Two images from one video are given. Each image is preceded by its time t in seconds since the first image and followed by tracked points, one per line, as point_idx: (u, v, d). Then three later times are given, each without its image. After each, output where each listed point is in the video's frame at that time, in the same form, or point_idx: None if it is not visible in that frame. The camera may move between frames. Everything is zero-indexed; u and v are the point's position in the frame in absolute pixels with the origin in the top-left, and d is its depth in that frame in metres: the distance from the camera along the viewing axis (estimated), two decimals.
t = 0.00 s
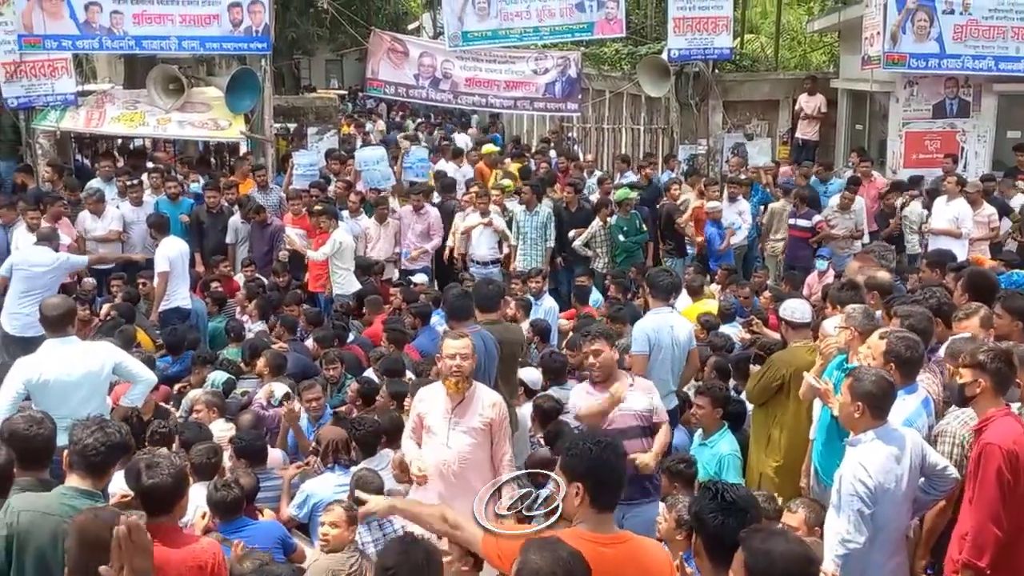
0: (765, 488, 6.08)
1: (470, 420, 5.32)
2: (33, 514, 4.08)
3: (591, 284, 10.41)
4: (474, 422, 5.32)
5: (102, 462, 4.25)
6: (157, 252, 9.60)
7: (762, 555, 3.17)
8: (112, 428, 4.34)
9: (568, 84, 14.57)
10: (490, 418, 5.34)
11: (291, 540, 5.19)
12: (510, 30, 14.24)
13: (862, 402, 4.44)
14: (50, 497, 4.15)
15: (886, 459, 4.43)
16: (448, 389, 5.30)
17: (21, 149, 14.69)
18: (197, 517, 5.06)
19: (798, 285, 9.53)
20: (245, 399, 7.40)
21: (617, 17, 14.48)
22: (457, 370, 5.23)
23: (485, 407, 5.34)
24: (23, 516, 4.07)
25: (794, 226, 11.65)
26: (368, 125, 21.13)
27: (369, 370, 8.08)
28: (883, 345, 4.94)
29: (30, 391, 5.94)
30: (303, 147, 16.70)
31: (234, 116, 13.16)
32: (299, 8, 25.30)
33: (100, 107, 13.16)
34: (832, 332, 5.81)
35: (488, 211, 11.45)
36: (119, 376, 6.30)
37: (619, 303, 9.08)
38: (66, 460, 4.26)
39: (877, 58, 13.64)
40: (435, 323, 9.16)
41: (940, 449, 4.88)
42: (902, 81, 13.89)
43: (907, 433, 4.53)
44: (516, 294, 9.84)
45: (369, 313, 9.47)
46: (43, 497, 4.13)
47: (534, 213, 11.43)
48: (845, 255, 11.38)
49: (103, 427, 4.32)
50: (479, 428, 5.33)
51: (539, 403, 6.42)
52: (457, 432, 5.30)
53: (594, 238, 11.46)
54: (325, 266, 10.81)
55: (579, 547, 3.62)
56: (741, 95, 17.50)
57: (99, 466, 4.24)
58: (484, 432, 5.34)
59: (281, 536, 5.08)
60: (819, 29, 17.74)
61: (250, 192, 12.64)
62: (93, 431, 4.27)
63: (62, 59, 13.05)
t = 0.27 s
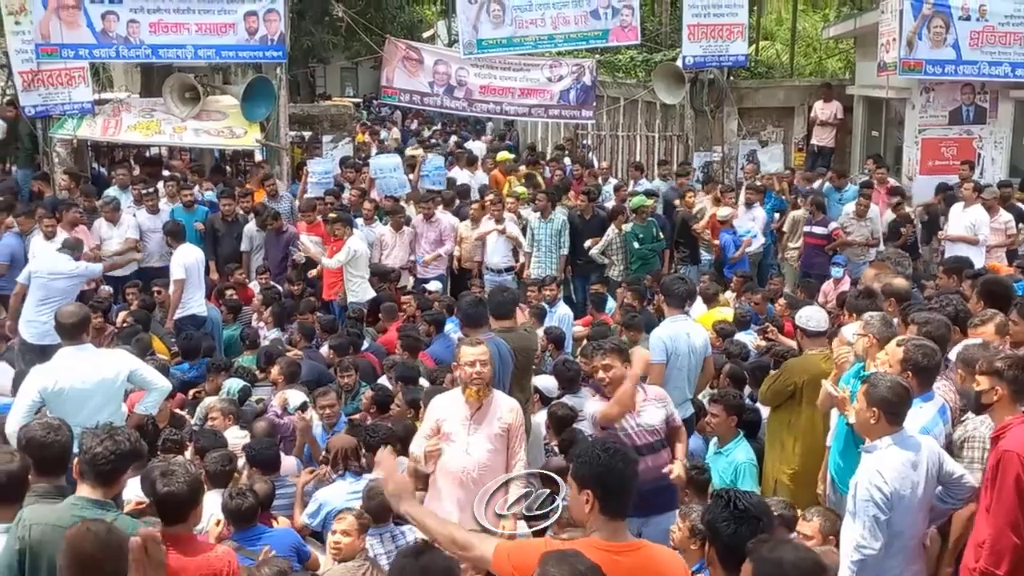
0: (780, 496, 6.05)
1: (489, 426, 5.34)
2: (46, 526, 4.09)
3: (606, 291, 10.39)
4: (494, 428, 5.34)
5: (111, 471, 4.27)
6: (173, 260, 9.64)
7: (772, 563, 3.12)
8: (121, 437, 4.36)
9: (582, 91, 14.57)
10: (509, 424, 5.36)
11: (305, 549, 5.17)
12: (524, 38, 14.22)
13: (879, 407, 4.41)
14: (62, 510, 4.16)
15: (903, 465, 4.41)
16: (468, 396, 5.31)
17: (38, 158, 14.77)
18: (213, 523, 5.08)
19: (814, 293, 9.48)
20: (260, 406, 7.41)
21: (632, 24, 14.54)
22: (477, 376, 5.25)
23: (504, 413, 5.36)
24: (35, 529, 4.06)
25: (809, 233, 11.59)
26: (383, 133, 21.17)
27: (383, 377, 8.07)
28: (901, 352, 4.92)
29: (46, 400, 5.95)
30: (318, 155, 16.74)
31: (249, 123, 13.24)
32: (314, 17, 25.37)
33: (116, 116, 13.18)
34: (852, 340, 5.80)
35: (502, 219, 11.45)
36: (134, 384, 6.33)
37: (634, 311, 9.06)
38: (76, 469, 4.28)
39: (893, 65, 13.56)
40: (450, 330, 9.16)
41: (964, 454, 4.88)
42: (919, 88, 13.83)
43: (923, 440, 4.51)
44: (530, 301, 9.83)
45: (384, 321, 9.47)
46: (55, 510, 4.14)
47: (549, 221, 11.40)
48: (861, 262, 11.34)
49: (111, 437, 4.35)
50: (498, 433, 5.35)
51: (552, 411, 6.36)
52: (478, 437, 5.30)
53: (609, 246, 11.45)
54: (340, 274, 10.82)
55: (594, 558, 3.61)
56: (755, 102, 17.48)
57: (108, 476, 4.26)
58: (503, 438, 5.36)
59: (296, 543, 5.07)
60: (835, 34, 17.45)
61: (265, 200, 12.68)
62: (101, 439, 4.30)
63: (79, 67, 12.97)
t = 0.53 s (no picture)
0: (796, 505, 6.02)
1: (505, 432, 5.34)
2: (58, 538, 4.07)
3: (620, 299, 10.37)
4: (510, 433, 5.33)
5: (119, 478, 4.29)
6: (188, 267, 9.68)
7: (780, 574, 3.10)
8: (128, 443, 4.36)
9: (596, 99, 14.59)
10: (524, 429, 5.36)
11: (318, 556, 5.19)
12: (539, 46, 14.27)
13: (896, 414, 4.39)
14: (73, 520, 4.13)
15: (920, 472, 4.38)
16: (482, 402, 5.31)
17: (55, 165, 14.84)
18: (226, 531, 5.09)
19: (830, 301, 9.45)
20: (275, 413, 7.42)
21: (647, 31, 14.55)
22: (489, 381, 5.25)
23: (519, 418, 5.36)
24: (47, 540, 4.02)
25: (825, 241, 11.55)
26: (398, 140, 21.21)
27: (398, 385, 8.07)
28: (920, 361, 4.89)
29: (61, 407, 5.97)
30: (333, 163, 16.79)
31: (265, 131, 13.27)
32: (329, 25, 25.45)
33: (132, 124, 13.32)
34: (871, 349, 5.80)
35: (516, 226, 11.45)
36: (149, 390, 6.34)
37: (649, 318, 9.04)
38: (86, 476, 4.29)
39: (910, 72, 13.52)
40: (465, 338, 9.16)
41: (986, 454, 4.99)
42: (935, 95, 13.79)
43: (941, 448, 4.48)
44: (545, 309, 9.82)
45: (399, 328, 9.48)
46: (65, 520, 4.11)
47: (564, 229, 11.40)
48: (877, 269, 11.30)
49: (117, 443, 4.35)
50: (514, 438, 5.34)
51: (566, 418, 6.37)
52: (496, 441, 5.31)
53: (625, 254, 11.44)
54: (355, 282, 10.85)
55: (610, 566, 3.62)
56: (771, 109, 17.49)
57: (116, 482, 4.28)
58: (519, 443, 5.36)
59: (310, 550, 5.08)
60: (851, 42, 17.42)
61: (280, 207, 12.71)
62: (108, 446, 4.31)
63: (95, 75, 13.13)
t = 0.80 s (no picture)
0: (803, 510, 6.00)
1: (512, 436, 5.37)
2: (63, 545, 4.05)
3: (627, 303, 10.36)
4: (518, 437, 5.37)
5: (123, 481, 4.28)
6: (195, 270, 9.69)
7: None
8: (130, 446, 4.35)
9: (603, 103, 14.61)
10: (531, 433, 5.40)
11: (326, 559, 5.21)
12: (546, 49, 14.24)
13: (907, 419, 4.37)
14: (78, 525, 4.13)
15: (930, 477, 4.37)
16: (488, 406, 5.33)
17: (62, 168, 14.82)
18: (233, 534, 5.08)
19: (837, 306, 9.44)
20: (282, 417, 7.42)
21: (653, 36, 14.54)
22: (493, 385, 5.26)
23: (525, 422, 5.40)
24: (53, 546, 4.01)
25: (832, 245, 11.54)
26: (404, 143, 21.22)
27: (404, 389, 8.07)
28: (933, 365, 4.87)
29: (69, 409, 5.96)
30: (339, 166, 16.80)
31: (271, 134, 13.30)
32: (336, 29, 25.42)
33: (139, 127, 13.25)
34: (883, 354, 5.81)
35: (522, 230, 11.45)
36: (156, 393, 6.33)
37: (656, 323, 9.03)
38: (89, 481, 4.28)
39: (917, 76, 13.51)
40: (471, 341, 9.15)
41: (997, 456, 4.99)
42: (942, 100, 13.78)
43: (952, 453, 4.46)
44: (552, 313, 9.82)
45: (405, 332, 9.47)
46: (71, 525, 4.11)
47: (571, 233, 11.39)
48: (884, 274, 11.29)
49: (120, 446, 4.33)
50: (521, 442, 5.38)
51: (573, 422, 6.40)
52: (504, 445, 5.34)
53: (632, 259, 11.44)
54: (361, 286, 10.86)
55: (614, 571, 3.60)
56: (777, 114, 17.36)
57: (119, 486, 4.27)
58: (526, 447, 5.40)
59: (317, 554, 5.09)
60: (858, 47, 17.45)
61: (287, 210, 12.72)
62: (111, 449, 4.30)
63: (103, 78, 13.08)
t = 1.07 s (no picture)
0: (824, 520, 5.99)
1: (529, 443, 5.35)
2: (88, 548, 4.09)
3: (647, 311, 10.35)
4: (534, 445, 5.35)
5: (145, 486, 4.29)
6: (216, 276, 9.76)
7: None
8: (153, 451, 4.37)
9: (623, 110, 14.58)
10: (549, 440, 5.38)
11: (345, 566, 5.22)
12: (567, 56, 14.36)
13: (933, 427, 4.36)
14: (103, 529, 4.17)
15: (955, 486, 4.35)
16: (502, 414, 5.34)
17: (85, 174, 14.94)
18: (254, 538, 5.11)
19: (859, 314, 9.40)
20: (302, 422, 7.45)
21: (674, 43, 14.51)
22: (505, 393, 5.28)
23: (542, 429, 5.38)
24: (78, 550, 4.06)
25: (852, 254, 11.50)
26: (424, 150, 21.29)
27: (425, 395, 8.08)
28: (959, 373, 4.86)
29: (94, 412, 6.02)
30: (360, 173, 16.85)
31: (293, 141, 13.33)
32: (356, 36, 25.53)
33: (162, 133, 13.38)
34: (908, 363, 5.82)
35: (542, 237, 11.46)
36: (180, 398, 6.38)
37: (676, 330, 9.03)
38: (114, 485, 4.31)
39: (938, 85, 13.47)
40: (491, 348, 9.17)
41: None
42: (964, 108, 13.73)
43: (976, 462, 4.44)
44: (571, 320, 9.82)
45: (425, 338, 9.49)
46: (96, 530, 4.15)
47: (591, 240, 11.39)
48: (906, 283, 11.24)
49: (142, 451, 4.35)
50: (538, 450, 5.36)
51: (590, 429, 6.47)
52: (521, 455, 5.34)
53: (652, 267, 11.42)
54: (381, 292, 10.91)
55: None
56: (798, 122, 17.42)
57: (142, 491, 4.28)
58: (544, 455, 5.37)
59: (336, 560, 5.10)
60: (879, 55, 17.44)
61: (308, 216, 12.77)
62: (134, 454, 4.32)
63: (127, 85, 13.34)
